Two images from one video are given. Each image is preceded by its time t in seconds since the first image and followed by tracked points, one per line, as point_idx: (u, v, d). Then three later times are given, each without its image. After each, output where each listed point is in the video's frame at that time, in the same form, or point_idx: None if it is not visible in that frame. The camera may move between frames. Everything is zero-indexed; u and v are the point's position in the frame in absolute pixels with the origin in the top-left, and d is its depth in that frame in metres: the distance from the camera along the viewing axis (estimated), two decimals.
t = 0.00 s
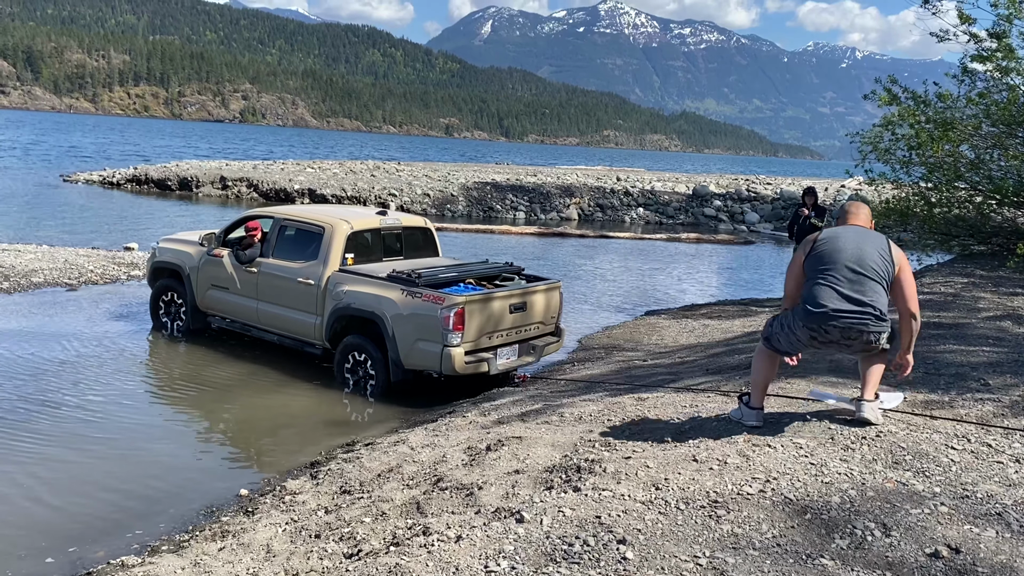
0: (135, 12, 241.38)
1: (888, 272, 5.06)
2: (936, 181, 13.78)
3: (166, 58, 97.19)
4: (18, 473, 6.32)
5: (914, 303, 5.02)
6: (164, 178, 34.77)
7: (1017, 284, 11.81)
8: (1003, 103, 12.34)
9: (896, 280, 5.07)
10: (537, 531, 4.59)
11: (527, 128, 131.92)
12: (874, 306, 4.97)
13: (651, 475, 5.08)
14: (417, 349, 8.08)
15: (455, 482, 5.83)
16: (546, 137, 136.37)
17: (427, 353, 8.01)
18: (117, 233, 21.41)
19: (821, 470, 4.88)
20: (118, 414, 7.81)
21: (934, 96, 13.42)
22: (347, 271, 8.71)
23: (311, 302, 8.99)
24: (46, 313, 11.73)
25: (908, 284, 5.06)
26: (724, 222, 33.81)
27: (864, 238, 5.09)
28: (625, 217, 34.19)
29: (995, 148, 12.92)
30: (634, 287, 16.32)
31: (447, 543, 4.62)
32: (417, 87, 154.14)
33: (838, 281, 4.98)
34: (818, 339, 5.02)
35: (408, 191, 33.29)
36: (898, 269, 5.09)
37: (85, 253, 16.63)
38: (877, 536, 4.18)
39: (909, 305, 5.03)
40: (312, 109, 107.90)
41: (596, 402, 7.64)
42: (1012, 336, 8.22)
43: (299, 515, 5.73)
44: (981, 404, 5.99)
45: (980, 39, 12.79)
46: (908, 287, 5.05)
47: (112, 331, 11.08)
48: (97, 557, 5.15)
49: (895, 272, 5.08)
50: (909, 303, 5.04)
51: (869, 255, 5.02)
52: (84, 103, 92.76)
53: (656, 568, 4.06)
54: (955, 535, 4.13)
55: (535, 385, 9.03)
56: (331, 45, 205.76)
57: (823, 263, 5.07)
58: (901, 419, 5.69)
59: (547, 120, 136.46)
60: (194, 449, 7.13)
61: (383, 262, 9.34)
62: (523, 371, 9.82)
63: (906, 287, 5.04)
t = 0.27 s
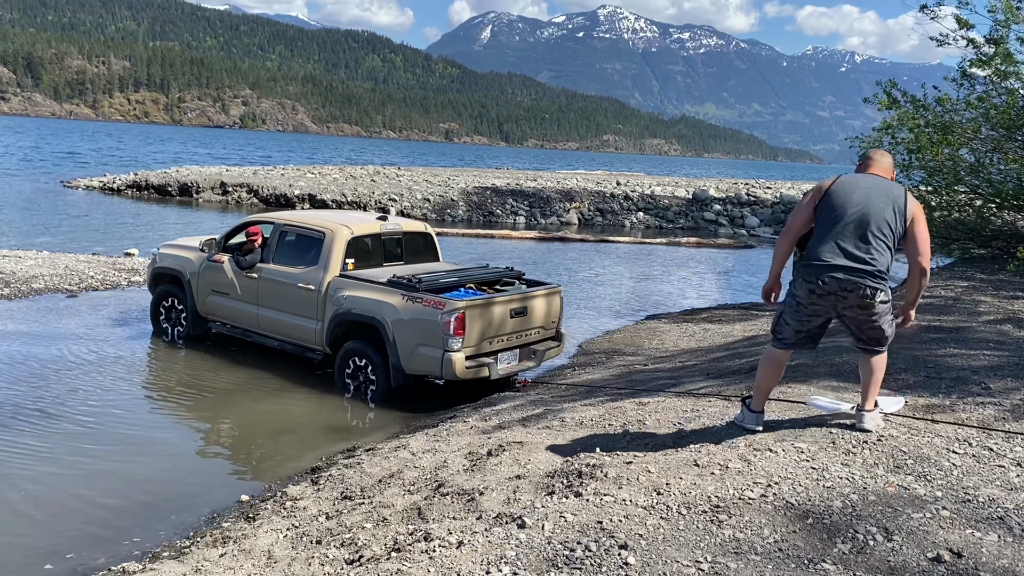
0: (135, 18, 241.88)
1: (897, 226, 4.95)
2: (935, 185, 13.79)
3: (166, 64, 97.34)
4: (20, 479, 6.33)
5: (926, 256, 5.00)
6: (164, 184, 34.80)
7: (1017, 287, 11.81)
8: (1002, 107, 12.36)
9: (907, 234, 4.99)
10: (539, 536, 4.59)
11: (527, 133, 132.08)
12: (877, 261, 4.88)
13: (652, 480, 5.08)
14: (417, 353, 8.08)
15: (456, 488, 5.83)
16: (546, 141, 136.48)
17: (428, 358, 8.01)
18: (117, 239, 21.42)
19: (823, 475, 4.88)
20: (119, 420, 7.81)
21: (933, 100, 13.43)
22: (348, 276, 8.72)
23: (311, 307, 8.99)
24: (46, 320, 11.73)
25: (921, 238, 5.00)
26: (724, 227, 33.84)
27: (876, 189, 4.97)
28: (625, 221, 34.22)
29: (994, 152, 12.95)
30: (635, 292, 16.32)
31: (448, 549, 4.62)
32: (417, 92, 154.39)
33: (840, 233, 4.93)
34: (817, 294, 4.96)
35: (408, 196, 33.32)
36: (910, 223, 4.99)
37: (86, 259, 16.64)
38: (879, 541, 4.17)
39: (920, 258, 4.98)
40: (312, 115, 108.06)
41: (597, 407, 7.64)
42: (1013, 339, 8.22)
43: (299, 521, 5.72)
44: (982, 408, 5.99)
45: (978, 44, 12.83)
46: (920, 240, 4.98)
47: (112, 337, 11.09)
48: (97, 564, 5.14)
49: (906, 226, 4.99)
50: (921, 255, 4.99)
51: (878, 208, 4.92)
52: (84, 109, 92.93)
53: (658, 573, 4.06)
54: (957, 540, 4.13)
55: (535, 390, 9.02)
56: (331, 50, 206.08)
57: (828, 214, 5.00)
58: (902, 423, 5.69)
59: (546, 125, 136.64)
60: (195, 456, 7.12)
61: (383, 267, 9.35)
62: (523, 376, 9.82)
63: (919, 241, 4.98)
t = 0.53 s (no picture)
0: (134, 24, 242.25)
1: (876, 213, 4.83)
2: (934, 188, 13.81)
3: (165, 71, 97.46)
4: (20, 486, 6.32)
5: (918, 235, 4.77)
6: (164, 190, 34.82)
7: (1016, 290, 11.82)
8: (1000, 110, 12.38)
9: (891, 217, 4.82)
10: (539, 541, 4.58)
11: (525, 138, 132.20)
12: (858, 256, 4.84)
13: (652, 485, 5.08)
14: (417, 359, 8.08)
15: (456, 493, 5.82)
16: (545, 146, 136.60)
17: (427, 363, 8.01)
18: (117, 246, 21.43)
19: (823, 479, 4.87)
20: (118, 427, 7.80)
21: (931, 103, 13.45)
22: (347, 282, 8.72)
23: (311, 313, 8.99)
24: (45, 326, 11.73)
25: (909, 216, 4.79)
26: (723, 231, 33.86)
27: (851, 177, 4.86)
28: (624, 226, 34.25)
29: (992, 155, 12.97)
30: (634, 296, 16.33)
31: (447, 555, 4.61)
32: (416, 98, 154.63)
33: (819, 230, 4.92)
34: (803, 293, 5.01)
35: (408, 201, 33.34)
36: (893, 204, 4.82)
37: (85, 265, 16.64)
38: (878, 545, 4.17)
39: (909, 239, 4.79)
40: (311, 121, 108.18)
41: (596, 411, 7.63)
42: (1012, 342, 8.21)
43: (299, 528, 5.71)
44: (982, 411, 5.99)
45: (975, 48, 12.87)
46: (906, 221, 4.78)
47: (112, 343, 11.09)
48: (97, 571, 5.14)
49: (889, 209, 4.83)
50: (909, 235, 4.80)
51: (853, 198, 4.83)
52: (83, 116, 93.00)
53: None
54: (957, 543, 4.12)
55: (535, 395, 9.02)
56: (329, 56, 206.38)
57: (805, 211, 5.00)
58: (902, 426, 5.69)
59: (545, 130, 136.81)
60: (194, 462, 7.11)
61: (382, 273, 9.35)
62: (523, 380, 9.82)
63: (906, 221, 4.78)
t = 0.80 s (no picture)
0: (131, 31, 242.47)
1: (821, 207, 4.71)
2: (930, 190, 13.83)
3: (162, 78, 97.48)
4: (17, 494, 6.31)
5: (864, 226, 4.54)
6: (160, 197, 34.79)
7: (1013, 292, 11.83)
8: (995, 113, 12.41)
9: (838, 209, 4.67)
10: (537, 546, 4.57)
11: (522, 142, 132.32)
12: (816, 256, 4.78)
13: (650, 489, 5.07)
14: (414, 364, 8.07)
15: (454, 499, 5.81)
16: (542, 151, 136.68)
17: (425, 368, 8.00)
18: (113, 253, 21.40)
19: (820, 482, 4.87)
20: (115, 434, 7.78)
21: (926, 106, 13.48)
22: (344, 288, 8.71)
23: (308, 319, 8.98)
24: (41, 334, 11.71)
25: (856, 207, 4.58)
26: (719, 234, 33.86)
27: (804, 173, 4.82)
28: (621, 230, 34.26)
29: (987, 157, 13.01)
30: (631, 300, 16.33)
31: (445, 560, 4.60)
32: (412, 103, 154.82)
33: (780, 232, 4.92)
34: (771, 296, 4.99)
35: (404, 207, 33.34)
36: (841, 197, 4.66)
37: (82, 272, 16.62)
38: (876, 547, 4.16)
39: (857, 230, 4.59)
40: (308, 126, 108.25)
41: (594, 416, 7.62)
42: (1009, 344, 8.22)
43: (297, 534, 5.70)
44: (979, 413, 5.99)
45: (969, 51, 12.92)
46: (851, 212, 4.60)
47: (108, 350, 11.06)
48: None
49: (834, 202, 4.68)
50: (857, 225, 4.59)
51: (798, 194, 4.80)
52: (79, 123, 92.94)
53: None
54: (955, 546, 4.12)
55: (532, 399, 9.01)
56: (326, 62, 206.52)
57: (766, 212, 5.01)
58: (899, 429, 5.69)
59: (542, 134, 136.98)
60: (190, 469, 7.08)
61: (379, 278, 9.35)
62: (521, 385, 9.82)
63: (850, 213, 4.60)
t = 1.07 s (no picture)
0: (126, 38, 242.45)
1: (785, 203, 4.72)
2: (923, 193, 13.89)
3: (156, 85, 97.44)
4: (14, 503, 6.29)
5: (822, 220, 4.49)
6: (155, 204, 34.75)
7: (1007, 294, 11.87)
8: (987, 115, 12.48)
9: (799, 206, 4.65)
10: (534, 551, 4.58)
11: (517, 147, 132.40)
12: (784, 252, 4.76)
13: (647, 493, 5.08)
14: (411, 369, 8.07)
15: (451, 505, 5.82)
16: (537, 156, 136.86)
17: (422, 373, 8.00)
18: (108, 260, 21.36)
19: (816, 485, 4.89)
20: (111, 442, 7.76)
21: (919, 109, 13.54)
22: (340, 293, 8.72)
23: (304, 325, 8.98)
24: (37, 342, 11.68)
25: (814, 202, 4.54)
26: (714, 238, 33.93)
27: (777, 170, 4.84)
28: (616, 234, 34.31)
29: (980, 160, 13.08)
30: (627, 304, 16.36)
31: (443, 566, 4.61)
32: (407, 108, 154.96)
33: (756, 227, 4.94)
34: (749, 293, 4.99)
35: (400, 212, 33.36)
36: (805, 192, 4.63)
37: (77, 280, 16.60)
38: (873, 550, 4.17)
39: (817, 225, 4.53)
40: (303, 133, 108.27)
41: (590, 420, 7.63)
42: (1003, 345, 8.26)
43: (294, 541, 5.70)
44: (974, 415, 6.02)
45: (962, 54, 12.98)
46: (811, 207, 4.55)
47: (105, 358, 11.04)
48: None
49: (796, 197, 4.66)
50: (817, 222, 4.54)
51: (767, 191, 4.84)
52: (74, 130, 92.79)
53: None
54: (951, 547, 4.13)
55: (530, 404, 9.01)
56: (321, 68, 206.68)
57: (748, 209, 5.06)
58: (895, 431, 5.71)
59: (537, 139, 137.19)
60: (187, 478, 7.06)
61: (376, 283, 9.36)
62: (517, 390, 9.83)
63: (808, 207, 4.56)
